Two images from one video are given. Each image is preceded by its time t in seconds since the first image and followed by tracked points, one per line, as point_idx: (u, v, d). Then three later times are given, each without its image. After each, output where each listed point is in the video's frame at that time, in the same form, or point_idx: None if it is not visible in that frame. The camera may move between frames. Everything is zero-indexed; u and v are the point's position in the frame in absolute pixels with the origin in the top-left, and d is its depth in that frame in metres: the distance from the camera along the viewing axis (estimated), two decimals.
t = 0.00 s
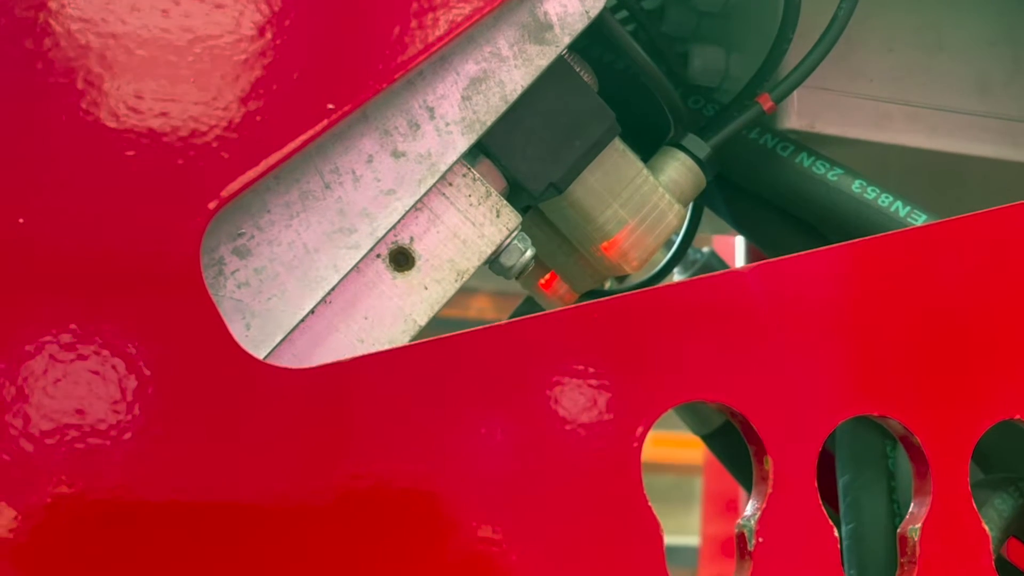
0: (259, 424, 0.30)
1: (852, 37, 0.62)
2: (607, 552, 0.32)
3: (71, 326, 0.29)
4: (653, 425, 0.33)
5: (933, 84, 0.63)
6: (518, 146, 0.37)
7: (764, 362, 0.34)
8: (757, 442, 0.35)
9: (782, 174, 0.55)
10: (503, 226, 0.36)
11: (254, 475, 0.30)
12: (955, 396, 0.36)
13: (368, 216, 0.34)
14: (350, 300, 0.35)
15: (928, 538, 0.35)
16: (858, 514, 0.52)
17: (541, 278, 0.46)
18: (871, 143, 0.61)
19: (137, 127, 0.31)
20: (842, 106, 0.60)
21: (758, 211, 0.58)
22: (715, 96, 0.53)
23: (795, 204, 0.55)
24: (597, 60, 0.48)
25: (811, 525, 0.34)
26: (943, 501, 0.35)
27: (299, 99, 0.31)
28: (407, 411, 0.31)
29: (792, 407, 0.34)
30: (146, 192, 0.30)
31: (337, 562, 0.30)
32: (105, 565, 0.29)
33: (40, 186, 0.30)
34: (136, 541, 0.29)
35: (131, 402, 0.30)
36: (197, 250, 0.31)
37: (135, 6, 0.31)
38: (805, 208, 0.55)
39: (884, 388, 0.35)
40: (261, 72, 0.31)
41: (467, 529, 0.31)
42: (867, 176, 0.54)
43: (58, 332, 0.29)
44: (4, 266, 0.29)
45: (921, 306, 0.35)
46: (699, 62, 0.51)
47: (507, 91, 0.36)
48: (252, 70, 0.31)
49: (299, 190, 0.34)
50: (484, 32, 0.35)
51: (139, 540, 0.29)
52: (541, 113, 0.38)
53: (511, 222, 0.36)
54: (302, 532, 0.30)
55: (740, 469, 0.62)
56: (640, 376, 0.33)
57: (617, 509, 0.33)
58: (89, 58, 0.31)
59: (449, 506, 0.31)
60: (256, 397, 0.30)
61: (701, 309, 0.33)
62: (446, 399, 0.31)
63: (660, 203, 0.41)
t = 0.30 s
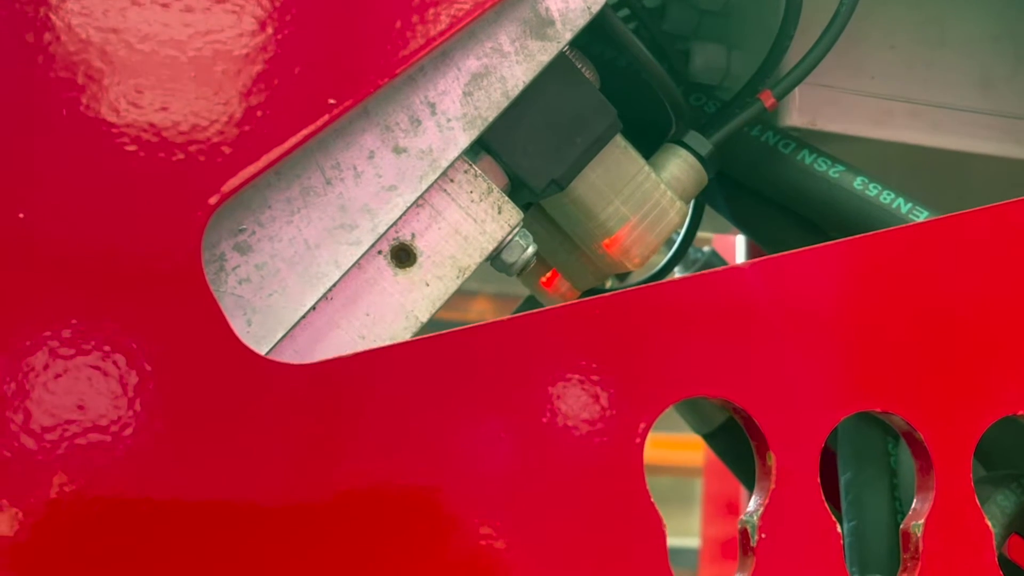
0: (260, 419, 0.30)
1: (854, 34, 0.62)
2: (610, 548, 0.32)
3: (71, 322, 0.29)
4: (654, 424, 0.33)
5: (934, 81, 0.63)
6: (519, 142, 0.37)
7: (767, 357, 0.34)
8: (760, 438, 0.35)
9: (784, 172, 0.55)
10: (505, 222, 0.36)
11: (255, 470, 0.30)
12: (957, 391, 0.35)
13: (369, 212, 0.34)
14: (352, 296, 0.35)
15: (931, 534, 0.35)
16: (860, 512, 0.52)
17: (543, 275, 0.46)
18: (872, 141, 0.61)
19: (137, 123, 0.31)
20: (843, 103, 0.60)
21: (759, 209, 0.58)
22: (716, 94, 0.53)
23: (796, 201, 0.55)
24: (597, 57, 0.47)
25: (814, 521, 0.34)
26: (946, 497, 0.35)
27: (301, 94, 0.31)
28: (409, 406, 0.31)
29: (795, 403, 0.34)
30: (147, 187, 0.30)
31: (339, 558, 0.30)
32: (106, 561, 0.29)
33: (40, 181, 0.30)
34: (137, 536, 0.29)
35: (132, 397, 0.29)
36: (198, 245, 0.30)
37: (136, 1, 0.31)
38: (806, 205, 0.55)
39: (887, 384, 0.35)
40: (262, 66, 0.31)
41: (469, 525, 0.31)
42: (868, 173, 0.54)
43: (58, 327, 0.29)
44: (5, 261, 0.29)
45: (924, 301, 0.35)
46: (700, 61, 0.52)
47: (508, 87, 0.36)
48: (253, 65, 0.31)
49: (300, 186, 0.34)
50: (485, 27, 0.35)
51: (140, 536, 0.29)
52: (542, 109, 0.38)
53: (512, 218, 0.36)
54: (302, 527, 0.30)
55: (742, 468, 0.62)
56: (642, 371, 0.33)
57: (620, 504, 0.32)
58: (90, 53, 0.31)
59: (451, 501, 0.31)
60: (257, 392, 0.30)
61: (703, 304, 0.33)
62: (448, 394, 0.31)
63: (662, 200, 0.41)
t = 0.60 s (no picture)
0: (261, 416, 0.30)
1: (857, 29, 0.62)
2: (612, 544, 0.32)
3: (71, 318, 0.29)
4: (655, 421, 0.33)
5: (938, 76, 0.62)
6: (521, 137, 0.37)
7: (769, 354, 0.34)
8: (762, 434, 0.35)
9: (786, 167, 0.55)
10: (506, 218, 0.36)
11: (256, 467, 0.30)
12: (961, 388, 0.35)
13: (370, 208, 0.34)
14: (352, 292, 0.34)
15: (934, 531, 0.35)
16: (863, 509, 0.51)
17: (545, 271, 0.45)
18: (875, 136, 0.61)
19: (136, 118, 0.30)
20: (847, 98, 0.60)
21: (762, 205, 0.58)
22: (719, 89, 0.53)
23: (799, 197, 0.55)
24: (601, 52, 0.47)
25: (816, 518, 0.34)
26: (949, 494, 0.35)
27: (302, 89, 0.31)
28: (410, 402, 0.31)
29: (797, 399, 0.34)
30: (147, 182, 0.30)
31: (339, 554, 0.30)
32: (106, 558, 0.29)
33: (39, 177, 0.29)
34: (137, 532, 0.29)
35: (131, 393, 0.29)
36: (198, 240, 0.30)
37: None
38: (809, 201, 0.55)
39: (890, 380, 0.35)
40: (262, 62, 0.31)
41: (469, 522, 0.31)
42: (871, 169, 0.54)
43: (57, 323, 0.29)
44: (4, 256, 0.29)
45: (927, 298, 0.35)
46: (702, 56, 0.51)
47: (510, 82, 0.35)
48: (253, 60, 0.31)
49: (301, 182, 0.33)
50: (487, 23, 0.35)
51: (139, 532, 0.29)
52: (544, 104, 0.37)
53: (514, 214, 0.36)
54: (303, 524, 0.30)
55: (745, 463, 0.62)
56: (644, 367, 0.33)
57: (621, 502, 0.32)
58: (90, 48, 0.30)
59: (452, 498, 0.31)
60: (258, 388, 0.30)
61: (705, 301, 0.33)
62: (449, 391, 0.31)
63: (664, 196, 0.40)
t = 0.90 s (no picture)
0: (263, 411, 0.30)
1: (859, 24, 0.62)
2: (616, 541, 0.32)
3: (71, 313, 0.29)
4: (658, 418, 0.33)
5: (940, 71, 0.62)
6: (523, 133, 0.37)
7: (772, 349, 0.34)
8: (767, 430, 0.34)
9: (789, 162, 0.55)
10: (508, 213, 0.36)
11: (258, 463, 0.30)
12: (965, 383, 0.35)
13: (371, 203, 0.34)
14: (354, 288, 0.34)
15: (939, 528, 0.35)
16: (865, 505, 0.51)
17: (545, 268, 0.45)
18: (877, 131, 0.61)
19: (137, 111, 0.30)
20: (848, 94, 0.61)
21: (764, 202, 0.58)
22: (720, 85, 0.53)
23: (801, 193, 0.55)
24: (601, 48, 0.47)
25: (820, 514, 0.34)
26: (954, 490, 0.35)
27: (304, 83, 0.31)
28: (413, 398, 0.31)
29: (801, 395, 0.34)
30: (148, 176, 0.30)
31: (342, 550, 0.30)
32: (107, 554, 0.29)
33: (39, 171, 0.29)
34: (138, 528, 0.29)
35: (132, 389, 0.29)
36: (199, 235, 0.30)
37: None
38: (812, 197, 0.55)
39: (894, 376, 0.34)
40: (263, 55, 0.31)
41: (472, 518, 0.31)
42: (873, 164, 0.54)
43: (58, 318, 0.29)
44: (4, 251, 0.29)
45: (931, 293, 0.35)
46: (704, 52, 0.51)
47: (512, 76, 0.35)
48: (254, 53, 0.31)
49: (302, 176, 0.33)
50: (489, 17, 0.35)
51: (140, 528, 0.29)
52: (545, 99, 0.37)
53: (516, 209, 0.36)
54: (306, 520, 0.30)
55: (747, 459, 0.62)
56: (648, 362, 0.33)
57: (624, 498, 0.32)
58: (90, 41, 0.30)
59: (455, 494, 0.31)
60: (260, 384, 0.30)
61: (709, 295, 0.33)
62: (452, 386, 0.31)
63: (666, 191, 0.40)
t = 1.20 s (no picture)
0: (264, 407, 0.30)
1: (861, 20, 0.62)
2: (618, 537, 0.32)
3: (71, 308, 0.29)
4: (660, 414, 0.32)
5: (944, 66, 0.62)
6: (524, 128, 0.37)
7: (775, 345, 0.33)
8: (770, 426, 0.34)
9: (793, 157, 0.55)
10: (510, 208, 0.36)
11: (259, 458, 0.30)
12: (969, 379, 0.35)
13: (372, 198, 0.34)
14: (355, 283, 0.34)
15: (943, 524, 0.35)
16: (867, 503, 0.52)
17: (545, 264, 0.45)
18: (884, 127, 0.61)
19: (137, 105, 0.30)
20: (850, 90, 0.61)
21: (766, 198, 0.58)
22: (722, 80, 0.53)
23: (803, 188, 0.55)
24: (602, 44, 0.47)
25: (824, 510, 0.34)
26: (958, 486, 0.35)
27: (305, 76, 0.31)
28: (414, 393, 0.31)
29: (804, 391, 0.34)
30: (148, 171, 0.30)
31: (344, 546, 0.30)
32: (108, 550, 0.29)
33: (39, 166, 0.29)
34: (138, 524, 0.29)
35: (132, 384, 0.29)
36: (199, 229, 0.30)
37: None
38: (814, 192, 0.54)
39: (898, 372, 0.34)
40: (264, 48, 0.31)
41: (474, 513, 0.31)
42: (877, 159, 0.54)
43: (58, 313, 0.29)
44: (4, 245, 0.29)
45: (935, 288, 0.35)
46: (706, 47, 0.51)
47: (514, 71, 0.35)
48: (254, 46, 0.31)
49: (303, 171, 0.33)
50: (490, 11, 0.35)
51: (141, 523, 0.29)
52: (547, 94, 0.37)
53: (517, 204, 0.36)
54: (307, 515, 0.30)
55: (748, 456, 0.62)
56: (651, 358, 0.32)
57: (627, 493, 0.32)
58: (89, 34, 0.30)
59: (457, 490, 0.31)
60: (261, 379, 0.30)
61: (712, 290, 0.33)
62: (453, 382, 0.31)
63: (668, 186, 0.40)
